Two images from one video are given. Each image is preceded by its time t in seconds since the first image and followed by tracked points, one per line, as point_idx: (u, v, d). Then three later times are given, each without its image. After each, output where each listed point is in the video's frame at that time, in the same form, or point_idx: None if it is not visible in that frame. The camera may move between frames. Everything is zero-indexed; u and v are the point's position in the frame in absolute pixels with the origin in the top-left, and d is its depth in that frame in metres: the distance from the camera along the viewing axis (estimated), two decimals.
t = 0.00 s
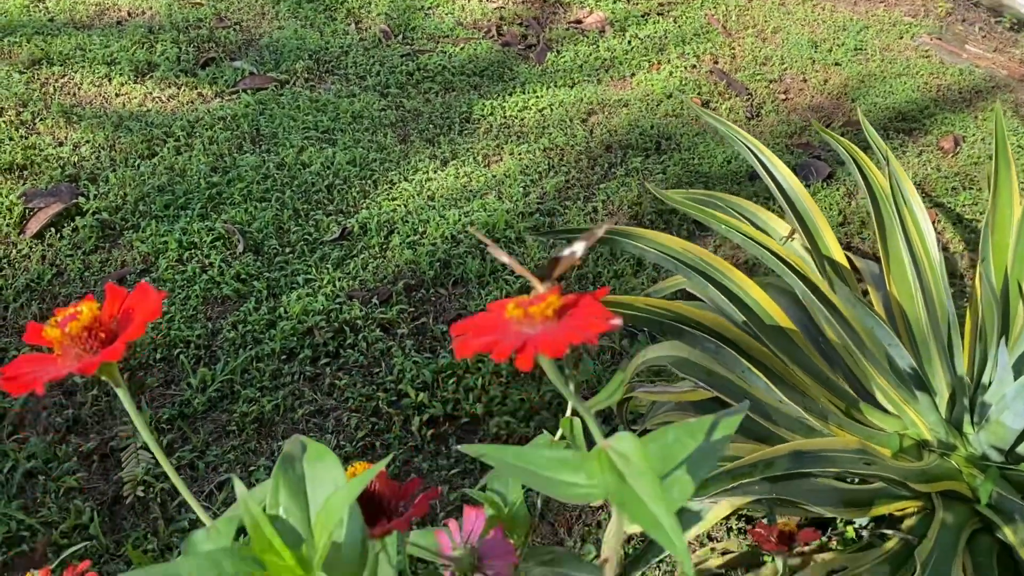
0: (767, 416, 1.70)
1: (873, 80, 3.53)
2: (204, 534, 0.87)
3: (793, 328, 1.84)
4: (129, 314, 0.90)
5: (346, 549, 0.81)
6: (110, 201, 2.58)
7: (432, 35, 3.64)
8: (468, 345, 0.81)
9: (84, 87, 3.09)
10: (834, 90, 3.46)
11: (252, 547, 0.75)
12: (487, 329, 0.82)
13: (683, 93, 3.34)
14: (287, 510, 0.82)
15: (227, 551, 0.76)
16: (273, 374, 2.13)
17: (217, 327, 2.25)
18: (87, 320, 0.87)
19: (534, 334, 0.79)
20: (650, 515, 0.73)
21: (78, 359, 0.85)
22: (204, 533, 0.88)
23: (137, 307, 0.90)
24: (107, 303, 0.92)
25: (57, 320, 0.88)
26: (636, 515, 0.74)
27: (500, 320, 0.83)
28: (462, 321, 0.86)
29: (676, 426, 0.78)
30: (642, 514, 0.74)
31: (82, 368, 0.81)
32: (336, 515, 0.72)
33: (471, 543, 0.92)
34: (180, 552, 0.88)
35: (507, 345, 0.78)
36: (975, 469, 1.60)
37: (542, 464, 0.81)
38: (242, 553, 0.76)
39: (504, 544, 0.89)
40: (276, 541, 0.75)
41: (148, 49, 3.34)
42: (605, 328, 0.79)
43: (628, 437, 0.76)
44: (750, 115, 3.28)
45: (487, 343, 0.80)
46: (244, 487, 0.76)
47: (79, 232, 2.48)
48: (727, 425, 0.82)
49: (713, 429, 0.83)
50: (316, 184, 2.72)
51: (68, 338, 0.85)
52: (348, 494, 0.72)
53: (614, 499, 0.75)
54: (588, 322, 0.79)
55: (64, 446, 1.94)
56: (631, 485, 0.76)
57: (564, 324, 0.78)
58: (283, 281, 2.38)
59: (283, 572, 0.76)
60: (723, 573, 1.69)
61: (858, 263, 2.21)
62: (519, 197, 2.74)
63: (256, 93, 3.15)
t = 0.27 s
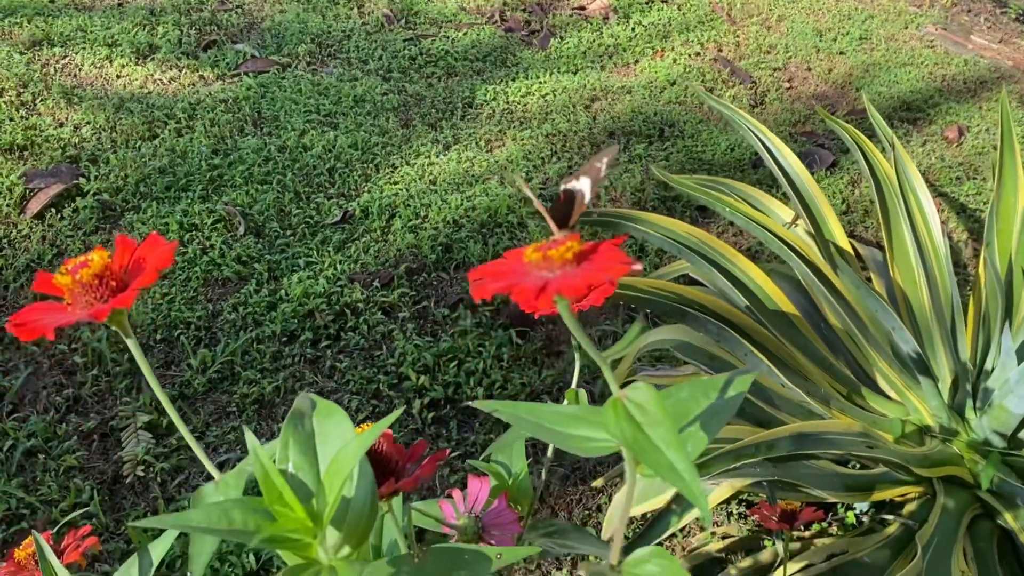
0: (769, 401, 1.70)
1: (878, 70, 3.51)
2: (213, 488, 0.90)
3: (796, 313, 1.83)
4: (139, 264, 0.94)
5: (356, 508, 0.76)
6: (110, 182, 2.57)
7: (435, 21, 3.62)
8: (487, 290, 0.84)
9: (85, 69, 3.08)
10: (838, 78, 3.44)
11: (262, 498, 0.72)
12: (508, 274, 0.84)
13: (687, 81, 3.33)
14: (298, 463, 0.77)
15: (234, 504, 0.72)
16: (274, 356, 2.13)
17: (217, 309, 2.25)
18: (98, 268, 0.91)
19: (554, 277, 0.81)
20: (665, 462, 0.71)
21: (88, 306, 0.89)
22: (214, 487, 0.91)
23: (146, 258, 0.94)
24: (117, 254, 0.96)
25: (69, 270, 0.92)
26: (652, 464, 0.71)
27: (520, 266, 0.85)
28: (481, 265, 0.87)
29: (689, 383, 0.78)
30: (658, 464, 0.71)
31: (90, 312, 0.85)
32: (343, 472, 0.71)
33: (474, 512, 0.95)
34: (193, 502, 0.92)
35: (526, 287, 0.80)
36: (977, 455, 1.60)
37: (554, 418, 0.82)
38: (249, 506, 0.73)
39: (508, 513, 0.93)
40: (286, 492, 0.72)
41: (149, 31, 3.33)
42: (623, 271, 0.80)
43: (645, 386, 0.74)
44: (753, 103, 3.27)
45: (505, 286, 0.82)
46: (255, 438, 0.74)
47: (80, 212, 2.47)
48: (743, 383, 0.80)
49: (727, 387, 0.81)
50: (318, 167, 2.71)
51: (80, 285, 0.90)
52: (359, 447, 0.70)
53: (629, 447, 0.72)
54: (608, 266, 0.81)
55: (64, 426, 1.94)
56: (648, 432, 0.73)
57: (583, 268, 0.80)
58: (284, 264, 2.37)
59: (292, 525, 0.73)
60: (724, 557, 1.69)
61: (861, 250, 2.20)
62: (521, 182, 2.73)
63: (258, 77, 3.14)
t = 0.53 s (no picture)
0: (765, 397, 1.70)
1: (879, 68, 3.51)
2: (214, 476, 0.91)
3: (793, 310, 1.84)
4: (142, 251, 0.95)
5: (356, 496, 0.77)
6: (110, 172, 2.57)
7: (437, 14, 3.62)
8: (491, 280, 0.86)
9: (85, 58, 3.07)
10: (839, 77, 3.43)
11: (264, 485, 0.72)
12: (512, 265, 0.87)
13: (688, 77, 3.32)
14: (298, 452, 0.79)
15: (235, 490, 0.72)
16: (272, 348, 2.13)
17: (216, 301, 2.25)
18: (101, 256, 0.92)
19: (558, 269, 0.84)
20: (664, 453, 0.72)
21: (92, 293, 0.90)
22: (215, 475, 0.92)
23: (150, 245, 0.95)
24: (121, 242, 0.96)
25: (73, 257, 0.93)
26: (653, 455, 0.72)
27: (524, 257, 0.88)
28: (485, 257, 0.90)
29: (688, 376, 0.80)
30: (659, 455, 0.72)
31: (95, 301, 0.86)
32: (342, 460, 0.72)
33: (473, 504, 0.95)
34: (195, 489, 0.93)
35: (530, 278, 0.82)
36: (973, 453, 1.60)
37: (553, 410, 0.83)
38: (249, 493, 0.73)
39: (506, 504, 0.93)
40: (286, 479, 0.73)
41: (150, 22, 3.32)
42: (625, 264, 0.83)
43: (646, 378, 0.74)
44: (754, 100, 3.27)
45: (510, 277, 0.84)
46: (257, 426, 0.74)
47: (79, 202, 2.47)
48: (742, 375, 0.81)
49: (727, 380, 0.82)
50: (318, 160, 2.71)
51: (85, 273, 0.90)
52: (359, 435, 0.71)
53: (629, 438, 0.73)
54: (611, 258, 0.83)
55: (62, 415, 1.94)
56: (648, 425, 0.74)
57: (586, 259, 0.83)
58: (284, 256, 2.37)
59: (292, 513, 0.73)
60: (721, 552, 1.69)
61: (859, 248, 2.21)
62: (521, 176, 2.73)
63: (258, 68, 3.14)
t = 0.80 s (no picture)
0: (761, 397, 1.70)
1: (878, 70, 3.51)
2: (209, 467, 0.90)
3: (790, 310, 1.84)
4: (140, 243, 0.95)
5: (350, 488, 0.77)
6: (107, 165, 2.57)
7: (436, 11, 3.62)
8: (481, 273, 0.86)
9: (83, 51, 3.07)
10: (838, 78, 3.43)
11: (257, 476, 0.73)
12: (503, 258, 0.87)
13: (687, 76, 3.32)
14: (293, 445, 0.79)
15: (230, 481, 0.74)
16: (267, 343, 2.13)
17: (212, 295, 2.25)
18: (99, 247, 0.92)
19: (548, 262, 0.84)
20: (653, 445, 0.72)
21: (88, 285, 0.90)
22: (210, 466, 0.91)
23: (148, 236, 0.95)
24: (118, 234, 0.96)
25: (70, 248, 0.93)
26: (642, 446, 0.72)
27: (513, 251, 0.88)
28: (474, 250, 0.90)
29: (680, 372, 0.79)
30: (648, 447, 0.72)
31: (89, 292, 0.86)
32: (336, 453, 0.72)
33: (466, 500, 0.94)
34: (190, 479, 0.92)
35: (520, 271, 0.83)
36: (966, 455, 1.61)
37: (546, 404, 0.83)
38: (244, 483, 0.74)
39: (500, 501, 0.93)
40: (281, 470, 0.73)
41: (149, 15, 3.32)
42: (615, 256, 0.84)
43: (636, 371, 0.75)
44: (752, 100, 3.27)
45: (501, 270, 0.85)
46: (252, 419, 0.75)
47: (76, 195, 2.47)
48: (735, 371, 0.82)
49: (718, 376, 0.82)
50: (316, 155, 2.70)
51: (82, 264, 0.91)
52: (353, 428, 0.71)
53: (619, 429, 0.73)
54: (601, 250, 0.84)
55: (57, 408, 1.94)
56: (638, 418, 0.74)
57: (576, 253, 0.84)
58: (280, 251, 2.37)
59: (286, 504, 0.74)
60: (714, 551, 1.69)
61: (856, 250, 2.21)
62: (520, 174, 2.73)
63: (257, 63, 3.13)
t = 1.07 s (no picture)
0: (753, 398, 1.71)
1: (874, 73, 3.51)
2: (198, 457, 0.90)
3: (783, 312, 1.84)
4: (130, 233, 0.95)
5: (339, 480, 0.76)
6: (101, 160, 2.56)
7: (433, 10, 3.62)
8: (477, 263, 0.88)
9: (78, 46, 3.06)
10: (834, 81, 3.44)
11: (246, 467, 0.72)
12: (499, 249, 0.89)
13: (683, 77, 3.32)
14: (283, 437, 0.80)
15: (219, 472, 0.74)
16: (260, 340, 2.12)
17: (205, 292, 2.24)
18: (90, 236, 0.93)
19: (543, 254, 0.86)
20: (647, 439, 0.72)
21: (78, 272, 0.91)
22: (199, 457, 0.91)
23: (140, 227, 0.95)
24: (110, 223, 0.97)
25: (61, 237, 0.94)
26: (635, 440, 0.72)
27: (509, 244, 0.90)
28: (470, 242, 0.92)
29: (670, 367, 0.81)
30: (641, 440, 0.73)
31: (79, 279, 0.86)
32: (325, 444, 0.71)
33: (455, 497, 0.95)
34: (179, 470, 0.92)
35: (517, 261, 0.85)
36: (957, 458, 1.61)
37: (536, 397, 0.84)
38: (232, 474, 0.74)
39: (489, 497, 0.94)
40: (270, 461, 0.73)
41: (144, 10, 3.31)
42: (608, 250, 0.86)
43: (629, 365, 0.75)
44: (748, 103, 3.27)
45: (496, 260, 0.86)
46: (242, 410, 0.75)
47: (69, 190, 2.46)
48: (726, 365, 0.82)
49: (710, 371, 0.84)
50: (311, 152, 2.70)
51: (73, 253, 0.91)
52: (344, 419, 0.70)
53: (612, 423, 0.74)
54: (596, 244, 0.86)
55: (48, 403, 1.94)
56: (630, 412, 0.74)
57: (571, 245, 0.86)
58: (274, 248, 2.36)
59: (274, 495, 0.73)
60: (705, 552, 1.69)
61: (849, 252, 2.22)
62: (515, 173, 2.72)
63: (252, 60, 3.13)
